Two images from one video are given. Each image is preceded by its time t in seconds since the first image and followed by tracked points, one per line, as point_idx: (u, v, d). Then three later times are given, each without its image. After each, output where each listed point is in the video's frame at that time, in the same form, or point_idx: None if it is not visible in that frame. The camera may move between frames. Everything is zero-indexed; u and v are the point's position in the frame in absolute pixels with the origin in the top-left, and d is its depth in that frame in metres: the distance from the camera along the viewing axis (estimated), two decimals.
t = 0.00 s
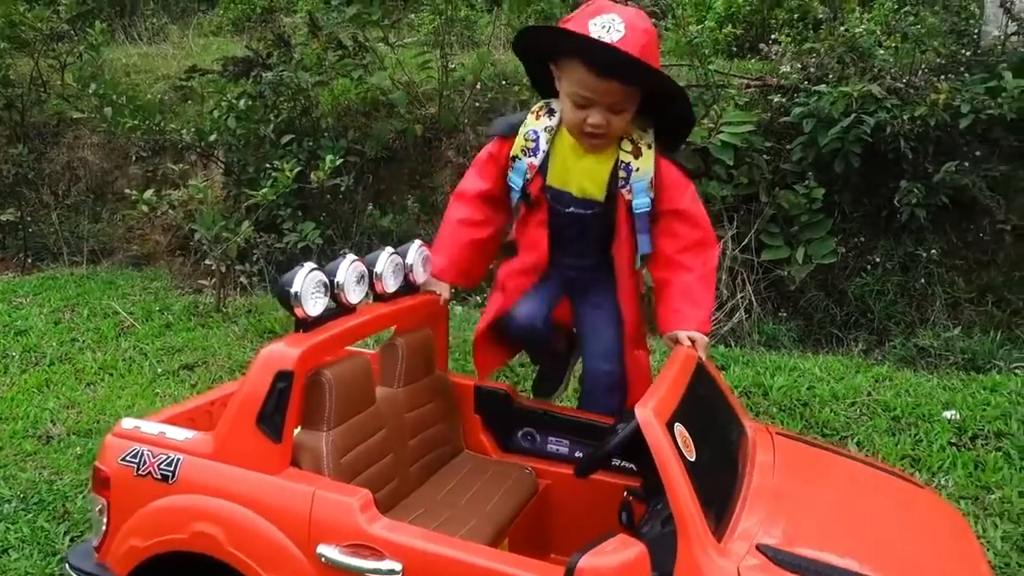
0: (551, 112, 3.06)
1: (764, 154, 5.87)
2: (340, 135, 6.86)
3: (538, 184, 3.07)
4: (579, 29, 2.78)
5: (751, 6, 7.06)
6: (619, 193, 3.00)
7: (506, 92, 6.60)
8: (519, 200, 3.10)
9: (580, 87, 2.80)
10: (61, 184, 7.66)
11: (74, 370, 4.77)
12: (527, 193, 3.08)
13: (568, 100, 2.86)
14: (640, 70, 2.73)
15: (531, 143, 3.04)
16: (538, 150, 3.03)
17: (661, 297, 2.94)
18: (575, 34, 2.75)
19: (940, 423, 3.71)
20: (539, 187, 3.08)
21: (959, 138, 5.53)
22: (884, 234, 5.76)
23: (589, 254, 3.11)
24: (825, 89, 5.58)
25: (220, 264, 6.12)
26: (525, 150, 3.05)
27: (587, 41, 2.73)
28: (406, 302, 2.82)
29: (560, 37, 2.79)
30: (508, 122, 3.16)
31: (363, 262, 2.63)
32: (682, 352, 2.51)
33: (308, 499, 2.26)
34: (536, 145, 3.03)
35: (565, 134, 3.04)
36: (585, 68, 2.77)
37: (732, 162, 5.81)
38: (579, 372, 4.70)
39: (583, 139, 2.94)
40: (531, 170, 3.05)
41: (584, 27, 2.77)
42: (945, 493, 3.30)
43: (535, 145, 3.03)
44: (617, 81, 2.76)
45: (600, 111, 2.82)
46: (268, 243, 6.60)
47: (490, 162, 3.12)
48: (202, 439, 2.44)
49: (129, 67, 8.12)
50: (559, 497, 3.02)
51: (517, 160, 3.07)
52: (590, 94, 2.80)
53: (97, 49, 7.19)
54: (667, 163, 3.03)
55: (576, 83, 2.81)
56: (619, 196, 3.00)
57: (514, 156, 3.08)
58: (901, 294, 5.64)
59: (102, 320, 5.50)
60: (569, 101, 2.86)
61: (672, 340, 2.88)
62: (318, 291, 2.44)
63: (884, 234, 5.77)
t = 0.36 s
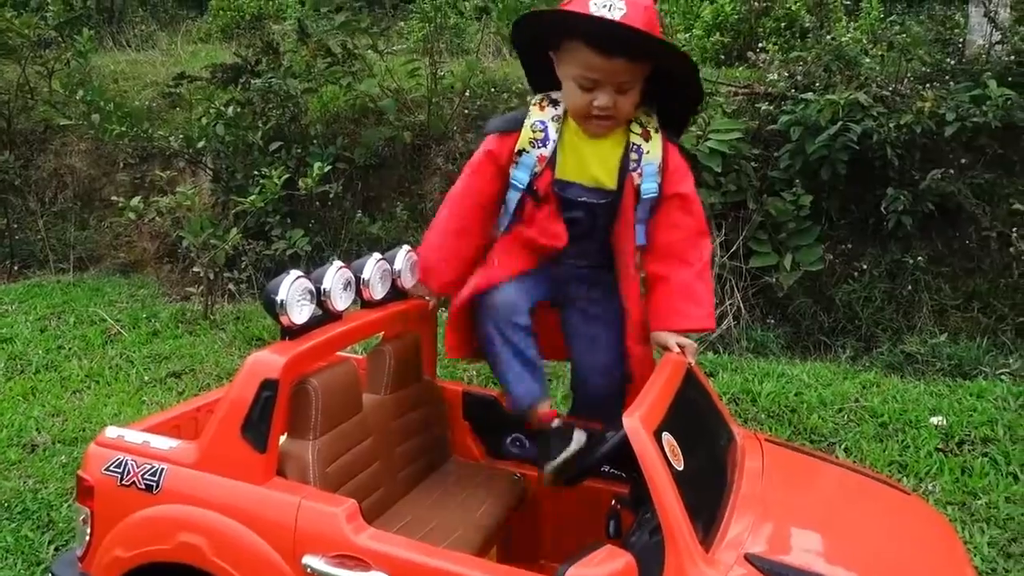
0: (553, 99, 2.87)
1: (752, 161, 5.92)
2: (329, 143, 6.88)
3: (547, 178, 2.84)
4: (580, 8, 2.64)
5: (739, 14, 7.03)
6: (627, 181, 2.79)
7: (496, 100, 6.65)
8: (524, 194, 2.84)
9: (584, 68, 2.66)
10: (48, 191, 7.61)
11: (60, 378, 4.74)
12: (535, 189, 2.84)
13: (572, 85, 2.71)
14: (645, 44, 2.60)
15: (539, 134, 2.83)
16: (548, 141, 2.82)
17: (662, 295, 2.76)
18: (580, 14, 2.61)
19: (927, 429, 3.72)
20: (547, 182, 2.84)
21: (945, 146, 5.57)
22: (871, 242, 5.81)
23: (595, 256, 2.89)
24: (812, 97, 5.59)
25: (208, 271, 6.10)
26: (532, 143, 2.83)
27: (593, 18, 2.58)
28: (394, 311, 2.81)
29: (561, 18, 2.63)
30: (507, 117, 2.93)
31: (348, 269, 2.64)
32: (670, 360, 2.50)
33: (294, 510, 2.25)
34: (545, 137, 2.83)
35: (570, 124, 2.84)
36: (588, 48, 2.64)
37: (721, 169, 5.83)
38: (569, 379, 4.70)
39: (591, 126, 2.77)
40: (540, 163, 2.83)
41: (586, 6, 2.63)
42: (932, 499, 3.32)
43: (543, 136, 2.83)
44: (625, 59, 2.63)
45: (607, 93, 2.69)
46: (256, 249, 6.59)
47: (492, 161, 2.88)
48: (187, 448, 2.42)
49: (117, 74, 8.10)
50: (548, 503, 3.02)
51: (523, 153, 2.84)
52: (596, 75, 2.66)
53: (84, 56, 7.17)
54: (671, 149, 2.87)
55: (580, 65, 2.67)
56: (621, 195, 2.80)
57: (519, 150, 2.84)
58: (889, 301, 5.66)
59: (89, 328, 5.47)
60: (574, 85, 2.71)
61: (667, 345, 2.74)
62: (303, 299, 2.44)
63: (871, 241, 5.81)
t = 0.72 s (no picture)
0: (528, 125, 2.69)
1: (746, 167, 5.92)
2: (323, 149, 6.82)
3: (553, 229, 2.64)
4: (596, 36, 2.45)
5: (733, 21, 7.14)
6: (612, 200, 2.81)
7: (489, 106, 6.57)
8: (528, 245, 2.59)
9: (597, 100, 2.55)
10: (41, 198, 7.59)
11: (51, 385, 4.71)
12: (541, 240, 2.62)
13: (578, 117, 2.58)
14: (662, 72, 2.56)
15: (540, 176, 2.59)
16: (549, 182, 2.60)
17: (643, 302, 2.86)
18: (605, 44, 2.44)
19: (921, 436, 3.72)
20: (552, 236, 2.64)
21: (938, 152, 5.58)
22: (865, 248, 5.82)
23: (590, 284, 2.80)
24: (806, 103, 5.62)
25: (202, 277, 6.09)
26: (536, 188, 2.58)
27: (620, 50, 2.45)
28: (384, 319, 2.79)
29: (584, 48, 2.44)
30: (486, 163, 2.56)
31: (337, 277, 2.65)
32: (659, 370, 2.50)
33: (281, 521, 2.22)
34: (545, 179, 2.60)
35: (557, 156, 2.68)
36: (605, 80, 2.52)
37: (715, 175, 5.83)
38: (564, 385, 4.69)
39: (587, 156, 2.68)
40: (545, 209, 2.60)
41: (603, 32, 2.46)
42: (925, 505, 3.32)
43: (545, 178, 2.60)
44: (640, 89, 2.57)
45: (613, 124, 2.60)
46: (251, 256, 6.58)
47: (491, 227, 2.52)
48: (173, 461, 2.40)
49: (112, 80, 8.09)
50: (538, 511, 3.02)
51: (528, 203, 2.57)
52: (607, 107, 2.56)
53: (77, 62, 7.17)
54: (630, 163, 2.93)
55: (593, 97, 2.55)
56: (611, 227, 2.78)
57: (521, 200, 2.57)
58: (882, 307, 5.67)
59: (81, 334, 5.44)
60: (581, 118, 2.58)
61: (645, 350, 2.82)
62: (290, 308, 2.44)
63: (865, 247, 5.82)
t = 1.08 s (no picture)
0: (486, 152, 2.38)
1: (741, 169, 5.90)
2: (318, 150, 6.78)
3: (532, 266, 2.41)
4: (611, 75, 2.15)
5: (729, 23, 7.18)
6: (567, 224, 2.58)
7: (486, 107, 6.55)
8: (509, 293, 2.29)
9: (597, 139, 2.27)
10: (35, 197, 7.56)
11: (43, 385, 4.68)
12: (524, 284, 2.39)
13: (570, 154, 2.28)
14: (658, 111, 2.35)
15: (514, 219, 2.27)
16: (525, 223, 2.30)
17: (633, 304, 2.80)
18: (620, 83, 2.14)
19: (915, 437, 3.71)
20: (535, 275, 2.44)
21: (933, 155, 5.57)
22: (860, 250, 5.81)
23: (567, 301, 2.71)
24: (801, 105, 5.63)
25: (195, 278, 6.07)
26: (513, 231, 2.27)
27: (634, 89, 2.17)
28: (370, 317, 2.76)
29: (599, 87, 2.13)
30: (450, 214, 2.23)
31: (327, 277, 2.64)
32: (655, 375, 2.46)
33: (267, 530, 2.19)
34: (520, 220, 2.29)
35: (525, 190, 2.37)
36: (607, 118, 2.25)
37: (710, 177, 5.83)
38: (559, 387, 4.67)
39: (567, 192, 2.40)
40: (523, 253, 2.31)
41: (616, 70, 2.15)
42: (919, 507, 3.30)
43: (518, 219, 2.29)
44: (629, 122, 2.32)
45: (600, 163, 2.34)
46: (245, 256, 6.57)
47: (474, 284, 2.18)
48: (157, 465, 2.38)
49: (107, 80, 8.07)
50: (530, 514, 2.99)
51: (507, 249, 2.27)
52: (603, 145, 2.29)
53: (71, 61, 7.15)
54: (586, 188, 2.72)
55: (592, 136, 2.26)
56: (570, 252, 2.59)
57: (499, 247, 2.26)
58: (877, 309, 5.66)
59: (74, 334, 5.42)
60: (574, 157, 2.28)
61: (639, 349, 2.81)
62: (276, 311, 2.43)
63: (860, 249, 5.81)
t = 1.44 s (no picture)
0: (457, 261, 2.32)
1: (739, 152, 5.90)
2: (314, 133, 6.80)
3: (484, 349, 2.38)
4: (560, 205, 2.09)
5: (728, 6, 7.10)
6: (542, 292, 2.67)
7: (483, 90, 6.68)
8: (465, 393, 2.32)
9: (557, 253, 2.26)
10: (31, 181, 7.54)
11: (40, 367, 4.68)
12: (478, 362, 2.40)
13: (531, 270, 2.30)
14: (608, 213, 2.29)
15: (471, 319, 2.29)
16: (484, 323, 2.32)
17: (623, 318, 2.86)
18: (570, 214, 2.09)
19: (912, 418, 3.72)
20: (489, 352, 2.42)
21: (932, 138, 5.56)
22: (858, 233, 5.81)
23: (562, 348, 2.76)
24: (800, 87, 5.60)
25: (192, 261, 6.06)
26: (471, 331, 2.30)
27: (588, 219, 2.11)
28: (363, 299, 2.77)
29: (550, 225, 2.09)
30: (397, 301, 2.29)
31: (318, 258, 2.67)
32: (650, 355, 2.46)
33: (263, 509, 2.20)
34: (480, 319, 2.31)
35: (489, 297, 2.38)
36: (568, 240, 2.22)
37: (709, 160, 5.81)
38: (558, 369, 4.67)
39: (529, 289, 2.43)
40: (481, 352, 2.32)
41: (567, 199, 2.09)
42: (916, 486, 3.31)
43: (478, 321, 2.31)
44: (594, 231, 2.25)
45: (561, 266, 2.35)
46: (242, 240, 6.55)
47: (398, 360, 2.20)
48: (152, 446, 2.38)
49: (102, 63, 8.01)
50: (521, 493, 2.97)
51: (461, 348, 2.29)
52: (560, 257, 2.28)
53: (67, 45, 7.13)
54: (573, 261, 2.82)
55: (552, 252, 2.25)
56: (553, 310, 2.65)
57: (455, 347, 2.29)
58: (875, 292, 5.67)
59: (71, 317, 5.41)
60: (534, 269, 2.31)
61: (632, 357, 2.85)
62: (269, 291, 2.46)
63: (858, 232, 5.81)
